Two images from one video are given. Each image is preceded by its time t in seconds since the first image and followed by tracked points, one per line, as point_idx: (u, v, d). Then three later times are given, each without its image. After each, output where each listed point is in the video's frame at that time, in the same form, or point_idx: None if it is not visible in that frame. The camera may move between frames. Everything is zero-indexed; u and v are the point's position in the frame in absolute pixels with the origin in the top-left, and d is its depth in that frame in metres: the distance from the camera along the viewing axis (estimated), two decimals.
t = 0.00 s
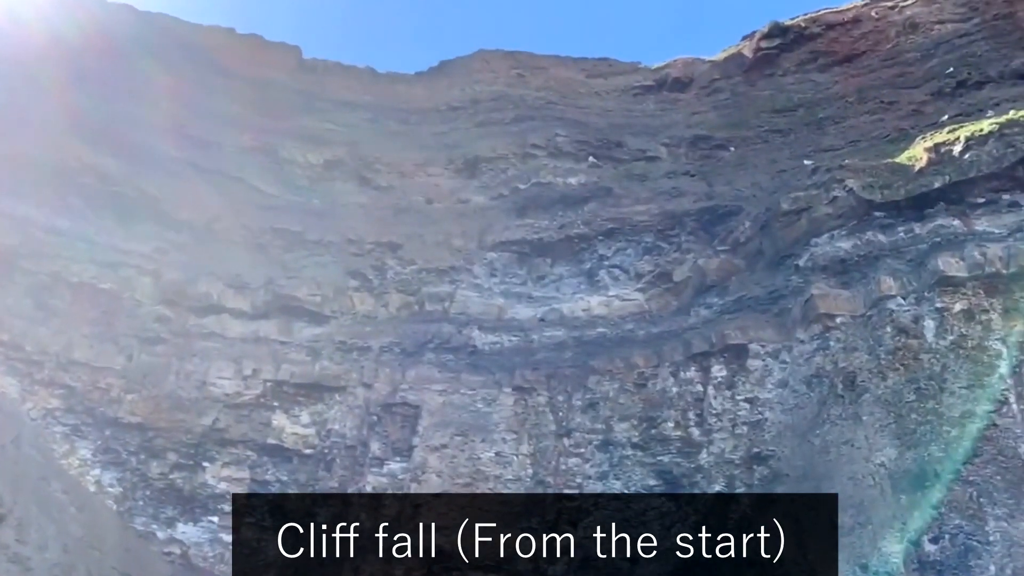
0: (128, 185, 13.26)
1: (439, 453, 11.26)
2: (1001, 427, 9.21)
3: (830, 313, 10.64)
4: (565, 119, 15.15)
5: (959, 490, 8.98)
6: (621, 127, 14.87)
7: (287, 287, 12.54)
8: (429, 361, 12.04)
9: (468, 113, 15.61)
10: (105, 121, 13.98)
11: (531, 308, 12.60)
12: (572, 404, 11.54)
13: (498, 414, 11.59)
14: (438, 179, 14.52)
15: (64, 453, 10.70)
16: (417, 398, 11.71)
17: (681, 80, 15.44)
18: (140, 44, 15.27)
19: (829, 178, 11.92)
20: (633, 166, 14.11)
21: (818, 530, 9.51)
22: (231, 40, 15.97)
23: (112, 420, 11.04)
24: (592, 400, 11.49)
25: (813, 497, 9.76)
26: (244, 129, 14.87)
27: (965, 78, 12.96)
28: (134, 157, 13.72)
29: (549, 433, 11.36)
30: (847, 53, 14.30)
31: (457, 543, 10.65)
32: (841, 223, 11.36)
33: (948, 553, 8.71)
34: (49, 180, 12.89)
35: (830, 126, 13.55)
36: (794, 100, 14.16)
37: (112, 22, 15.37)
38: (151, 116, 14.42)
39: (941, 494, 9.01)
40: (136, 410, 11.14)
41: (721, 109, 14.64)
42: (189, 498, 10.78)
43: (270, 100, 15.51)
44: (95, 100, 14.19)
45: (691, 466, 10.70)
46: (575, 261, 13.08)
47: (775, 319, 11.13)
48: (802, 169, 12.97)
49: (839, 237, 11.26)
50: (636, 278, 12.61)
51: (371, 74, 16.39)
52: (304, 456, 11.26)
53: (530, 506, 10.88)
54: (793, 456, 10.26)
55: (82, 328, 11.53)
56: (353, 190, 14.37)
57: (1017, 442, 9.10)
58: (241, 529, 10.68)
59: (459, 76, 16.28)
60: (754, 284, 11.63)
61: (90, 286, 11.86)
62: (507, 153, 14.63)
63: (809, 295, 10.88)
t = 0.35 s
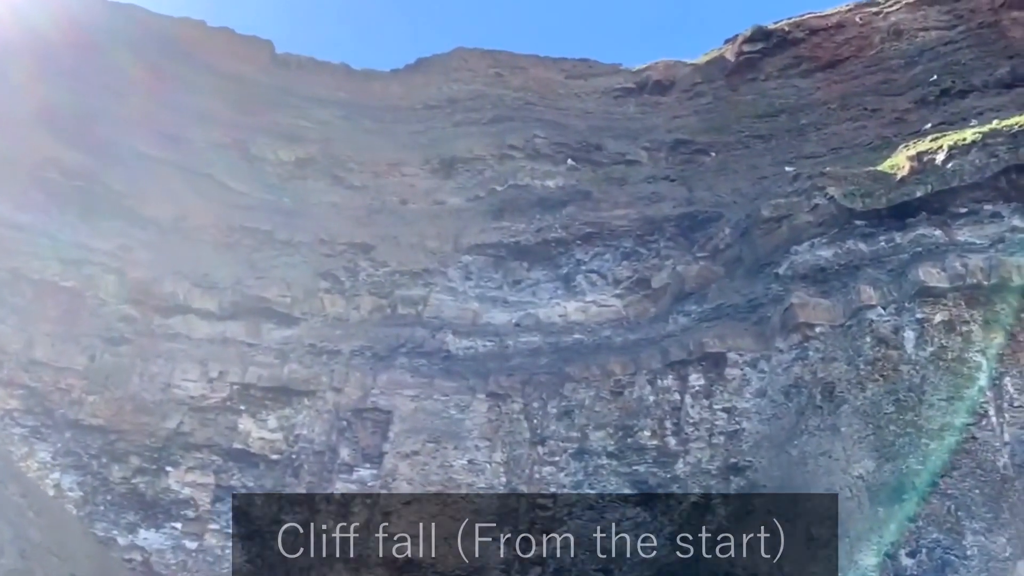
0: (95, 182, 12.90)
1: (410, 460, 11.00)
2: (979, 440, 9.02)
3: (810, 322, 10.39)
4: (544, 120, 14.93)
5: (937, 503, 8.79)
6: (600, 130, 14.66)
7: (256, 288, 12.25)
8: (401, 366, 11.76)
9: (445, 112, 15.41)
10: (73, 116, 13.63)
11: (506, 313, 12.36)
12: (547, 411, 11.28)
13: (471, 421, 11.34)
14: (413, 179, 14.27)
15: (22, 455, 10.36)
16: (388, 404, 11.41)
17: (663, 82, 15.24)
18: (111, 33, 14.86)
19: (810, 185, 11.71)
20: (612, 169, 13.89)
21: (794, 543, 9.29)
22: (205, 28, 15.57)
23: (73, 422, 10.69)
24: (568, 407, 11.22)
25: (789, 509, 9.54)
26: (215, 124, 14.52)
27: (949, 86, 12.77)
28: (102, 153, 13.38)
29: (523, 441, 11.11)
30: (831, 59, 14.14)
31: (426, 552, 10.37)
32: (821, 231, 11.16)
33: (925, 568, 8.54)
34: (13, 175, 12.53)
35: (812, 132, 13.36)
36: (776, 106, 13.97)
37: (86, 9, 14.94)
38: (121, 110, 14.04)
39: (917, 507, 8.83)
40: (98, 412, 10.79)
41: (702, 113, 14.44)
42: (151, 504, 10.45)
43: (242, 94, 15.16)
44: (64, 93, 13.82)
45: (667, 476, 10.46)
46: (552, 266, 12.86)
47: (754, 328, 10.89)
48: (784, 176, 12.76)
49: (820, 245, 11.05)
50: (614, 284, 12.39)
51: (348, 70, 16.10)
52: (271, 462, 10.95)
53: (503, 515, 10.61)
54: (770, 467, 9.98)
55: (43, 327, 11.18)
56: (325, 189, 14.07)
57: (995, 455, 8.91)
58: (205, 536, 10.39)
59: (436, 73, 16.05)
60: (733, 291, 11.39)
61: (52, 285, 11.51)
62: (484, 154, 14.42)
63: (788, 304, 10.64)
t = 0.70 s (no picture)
0: (68, 179, 12.62)
1: (391, 467, 10.71)
2: (970, 450, 8.83)
3: (800, 329, 10.16)
4: (531, 121, 14.72)
5: (927, 514, 8.57)
6: (588, 132, 14.44)
7: (234, 289, 11.97)
8: (381, 371, 11.45)
9: (430, 111, 15.20)
10: (51, 113, 13.34)
11: (490, 317, 12.12)
12: (532, 418, 11.00)
13: (454, 427, 11.06)
14: (396, 180, 14.03)
15: None
16: (369, 409, 11.12)
17: (652, 84, 15.05)
18: (89, 26, 14.57)
19: (801, 190, 11.47)
20: (601, 172, 13.68)
21: (783, 553, 8.92)
22: (184, 23, 15.33)
23: (44, 426, 10.39)
24: (553, 414, 10.94)
25: (778, 518, 9.15)
26: (193, 120, 14.26)
27: (943, 90, 12.56)
28: (79, 151, 13.09)
29: (507, 448, 10.84)
30: (823, 62, 13.94)
31: (407, 562, 10.09)
32: (812, 236, 10.93)
33: None
34: None
35: (804, 136, 13.14)
36: (767, 109, 13.75)
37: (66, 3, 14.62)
38: (97, 106, 13.78)
39: (907, 518, 8.58)
40: (70, 415, 10.49)
41: (692, 115, 14.21)
42: (124, 510, 10.16)
43: (221, 90, 14.91)
44: (42, 89, 13.52)
45: (654, 485, 10.18)
46: (538, 269, 12.61)
47: (743, 335, 10.64)
48: (775, 180, 12.52)
49: (810, 251, 10.83)
50: (601, 288, 12.14)
51: (332, 68, 15.87)
52: (248, 468, 10.66)
53: (485, 524, 10.34)
54: (758, 476, 9.67)
55: (15, 328, 10.87)
56: (305, 188, 13.82)
57: (987, 466, 8.73)
58: (179, 543, 10.10)
59: (421, 72, 15.86)
60: (723, 297, 11.14)
61: (24, 284, 11.20)
62: (469, 155, 14.21)
63: (778, 310, 10.40)
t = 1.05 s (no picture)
0: (38, 172, 12.31)
1: (366, 473, 10.49)
2: (954, 461, 8.66)
3: (784, 336, 9.95)
4: (513, 121, 14.53)
5: (910, 525, 8.38)
6: (571, 134, 14.25)
7: (208, 288, 11.70)
8: (358, 374, 11.22)
9: (409, 110, 14.99)
10: (23, 105, 13.06)
11: (469, 321, 11.92)
12: (510, 424, 10.78)
13: (431, 433, 10.83)
14: (375, 179, 13.81)
15: None
16: (344, 413, 10.89)
17: (637, 86, 14.90)
18: (66, 16, 14.27)
19: (785, 196, 11.29)
20: (583, 174, 13.49)
21: (764, 564, 8.63)
22: (165, 17, 15.09)
23: (9, 427, 10.08)
24: (533, 421, 10.73)
25: (759, 527, 8.89)
26: (165, 116, 14.02)
27: (930, 96, 12.41)
28: (50, 145, 12.82)
29: (485, 455, 10.62)
30: (810, 66, 13.78)
31: (382, 570, 9.86)
32: (797, 242, 10.74)
33: None
34: None
35: (789, 141, 12.97)
36: (752, 113, 13.58)
37: None
38: (71, 99, 13.49)
39: (890, 529, 8.38)
40: (36, 417, 10.21)
41: (677, 118, 14.02)
42: (92, 514, 9.87)
43: (198, 89, 14.69)
44: (15, 80, 13.23)
45: (634, 493, 9.94)
46: (519, 273, 12.40)
47: (726, 341, 10.45)
48: (759, 185, 12.34)
49: (795, 257, 10.65)
50: (583, 293, 11.94)
51: (311, 66, 15.69)
52: (219, 472, 10.40)
53: (462, 532, 10.13)
54: (740, 485, 9.42)
55: None
56: (282, 187, 13.58)
57: (970, 477, 8.56)
58: (147, 549, 9.83)
59: (400, 69, 15.67)
60: (706, 303, 10.94)
61: None
62: (449, 154, 14.00)
63: (761, 318, 10.20)
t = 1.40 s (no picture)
0: (22, 165, 12.24)
1: (348, 472, 10.48)
2: (934, 464, 8.70)
3: (766, 338, 9.98)
4: (498, 121, 14.55)
5: (890, 527, 8.42)
6: (557, 134, 14.29)
7: (191, 286, 11.67)
8: (341, 373, 11.21)
9: (395, 108, 14.98)
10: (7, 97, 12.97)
11: (453, 320, 11.92)
12: (493, 423, 10.78)
13: (413, 432, 10.82)
14: (360, 177, 13.80)
15: None
16: (327, 411, 10.87)
17: (622, 87, 15.00)
18: (51, 11, 14.22)
19: (769, 199, 11.33)
20: (568, 175, 13.52)
21: (744, 566, 8.65)
22: (150, 14, 15.04)
23: None
24: (515, 421, 10.72)
25: (740, 529, 8.92)
26: (150, 112, 13.96)
27: (914, 101, 12.46)
28: (34, 138, 12.74)
29: (467, 455, 10.62)
30: (795, 69, 13.85)
31: (363, 569, 9.85)
32: (781, 245, 10.78)
33: None
34: None
35: (774, 144, 13.01)
36: (737, 115, 13.63)
37: None
38: (55, 93, 13.42)
39: (869, 532, 8.42)
40: (16, 413, 10.14)
41: (662, 119, 14.06)
42: (72, 511, 9.83)
43: (183, 85, 14.63)
44: None
45: (617, 494, 9.96)
46: (503, 272, 12.41)
47: (709, 343, 10.49)
48: (743, 188, 12.37)
49: (778, 260, 10.68)
50: (567, 293, 11.95)
51: (297, 63, 15.73)
52: (201, 470, 10.36)
53: (444, 531, 10.13)
54: (721, 486, 9.45)
55: None
56: (266, 185, 13.55)
57: (950, 480, 8.61)
58: (127, 546, 9.81)
59: (388, 67, 15.73)
60: (689, 305, 10.97)
61: None
62: (434, 153, 14.01)
63: (744, 320, 10.23)
